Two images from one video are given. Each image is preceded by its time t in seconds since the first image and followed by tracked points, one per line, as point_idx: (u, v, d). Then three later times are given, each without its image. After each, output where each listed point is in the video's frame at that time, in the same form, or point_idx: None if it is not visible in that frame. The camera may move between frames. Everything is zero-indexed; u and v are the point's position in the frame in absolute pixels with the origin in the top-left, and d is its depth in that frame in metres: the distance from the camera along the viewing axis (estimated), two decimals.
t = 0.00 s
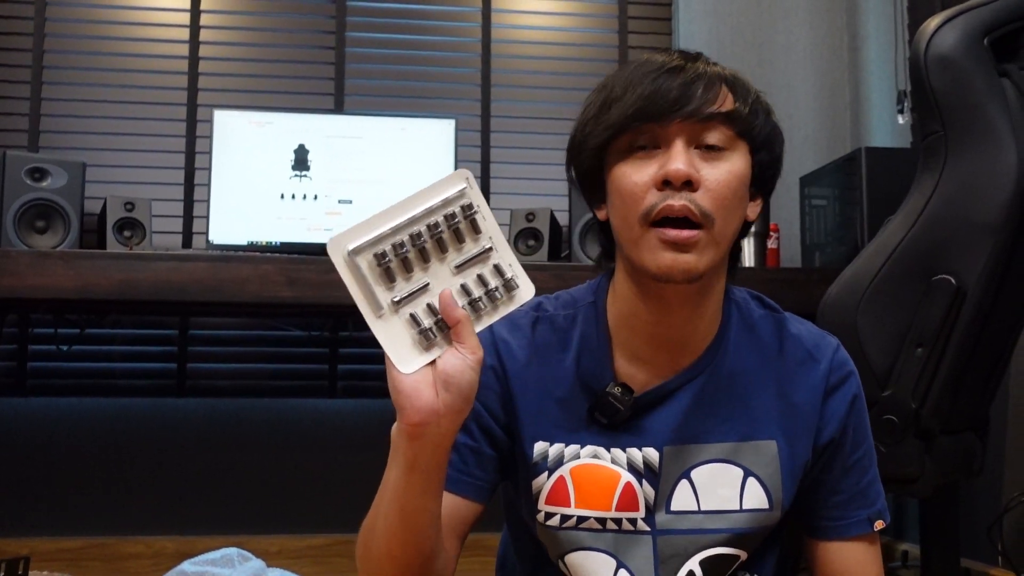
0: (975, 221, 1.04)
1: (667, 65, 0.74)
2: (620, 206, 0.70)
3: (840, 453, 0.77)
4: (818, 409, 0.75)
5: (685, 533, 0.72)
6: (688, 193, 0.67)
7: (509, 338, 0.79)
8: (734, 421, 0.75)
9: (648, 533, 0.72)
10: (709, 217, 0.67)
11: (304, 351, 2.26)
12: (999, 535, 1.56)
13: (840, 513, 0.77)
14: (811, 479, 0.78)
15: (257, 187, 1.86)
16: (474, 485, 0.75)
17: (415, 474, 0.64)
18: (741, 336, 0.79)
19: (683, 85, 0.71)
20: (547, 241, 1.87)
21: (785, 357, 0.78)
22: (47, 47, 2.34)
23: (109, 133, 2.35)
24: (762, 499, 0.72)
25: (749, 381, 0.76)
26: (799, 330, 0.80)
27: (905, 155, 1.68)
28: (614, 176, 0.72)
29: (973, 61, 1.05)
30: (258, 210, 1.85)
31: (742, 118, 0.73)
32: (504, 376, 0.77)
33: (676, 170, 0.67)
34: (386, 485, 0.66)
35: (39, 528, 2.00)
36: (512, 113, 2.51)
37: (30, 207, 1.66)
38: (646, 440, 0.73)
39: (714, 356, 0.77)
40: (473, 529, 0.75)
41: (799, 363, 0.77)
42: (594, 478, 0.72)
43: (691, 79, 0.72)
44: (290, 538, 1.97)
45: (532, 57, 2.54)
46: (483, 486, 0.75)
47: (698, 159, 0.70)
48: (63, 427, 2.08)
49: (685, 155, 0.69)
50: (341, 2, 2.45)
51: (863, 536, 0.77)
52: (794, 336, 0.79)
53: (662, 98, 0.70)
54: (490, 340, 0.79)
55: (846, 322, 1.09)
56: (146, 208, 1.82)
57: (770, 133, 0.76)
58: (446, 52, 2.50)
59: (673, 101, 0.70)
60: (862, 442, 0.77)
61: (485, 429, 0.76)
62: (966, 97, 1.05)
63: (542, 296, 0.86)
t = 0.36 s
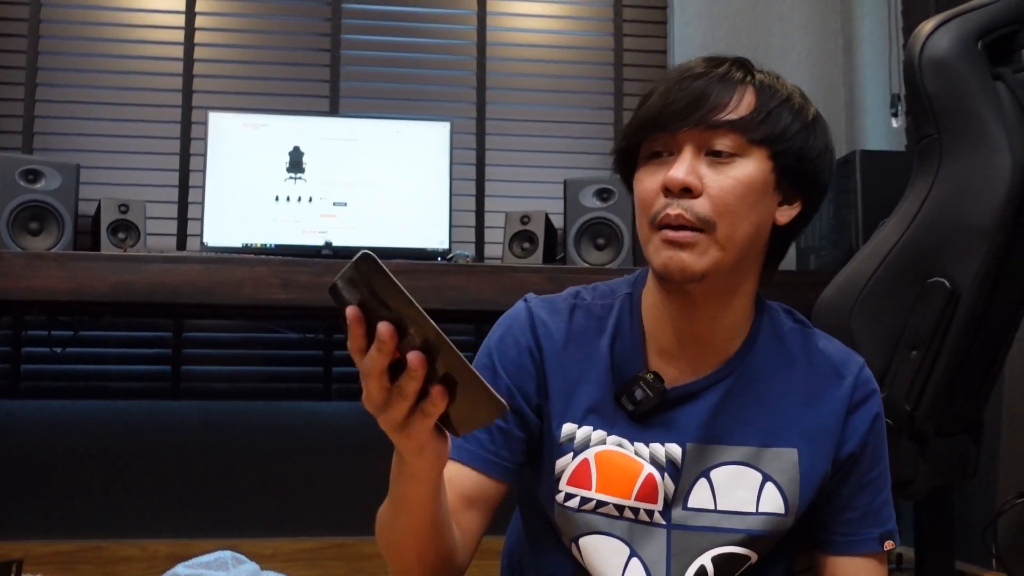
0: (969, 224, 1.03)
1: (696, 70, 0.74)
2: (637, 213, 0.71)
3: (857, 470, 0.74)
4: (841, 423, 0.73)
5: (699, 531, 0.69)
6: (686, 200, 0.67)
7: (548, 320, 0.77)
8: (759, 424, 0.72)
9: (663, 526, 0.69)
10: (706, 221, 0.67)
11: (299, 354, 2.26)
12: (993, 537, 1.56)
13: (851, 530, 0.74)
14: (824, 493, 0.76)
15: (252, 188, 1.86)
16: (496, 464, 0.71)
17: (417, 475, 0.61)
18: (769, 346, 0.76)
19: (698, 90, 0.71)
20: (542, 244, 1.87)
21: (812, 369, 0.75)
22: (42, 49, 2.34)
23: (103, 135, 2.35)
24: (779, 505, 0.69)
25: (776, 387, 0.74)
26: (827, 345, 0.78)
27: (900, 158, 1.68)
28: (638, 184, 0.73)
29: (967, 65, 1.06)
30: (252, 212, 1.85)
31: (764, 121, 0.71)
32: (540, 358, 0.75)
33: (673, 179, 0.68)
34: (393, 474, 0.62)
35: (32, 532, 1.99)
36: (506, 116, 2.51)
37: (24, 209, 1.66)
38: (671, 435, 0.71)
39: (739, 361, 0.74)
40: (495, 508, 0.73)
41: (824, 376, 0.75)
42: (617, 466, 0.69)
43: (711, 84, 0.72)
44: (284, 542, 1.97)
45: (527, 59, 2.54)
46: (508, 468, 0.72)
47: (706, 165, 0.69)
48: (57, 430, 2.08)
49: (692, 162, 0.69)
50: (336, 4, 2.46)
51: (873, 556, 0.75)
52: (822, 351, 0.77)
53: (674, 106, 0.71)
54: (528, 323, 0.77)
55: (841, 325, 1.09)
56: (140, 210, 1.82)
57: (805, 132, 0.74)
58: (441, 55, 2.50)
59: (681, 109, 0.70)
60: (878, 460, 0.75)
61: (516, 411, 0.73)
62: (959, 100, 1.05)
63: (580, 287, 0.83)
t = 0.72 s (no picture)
0: (963, 228, 1.04)
1: (716, 84, 0.74)
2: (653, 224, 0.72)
3: (860, 480, 0.75)
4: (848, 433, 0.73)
5: (705, 535, 0.69)
6: (703, 215, 0.67)
7: (563, 323, 0.77)
8: (767, 430, 0.72)
9: (670, 529, 0.69)
10: (722, 236, 0.67)
11: (293, 358, 2.26)
12: (985, 541, 1.56)
13: (852, 539, 0.74)
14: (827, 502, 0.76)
15: (245, 192, 1.86)
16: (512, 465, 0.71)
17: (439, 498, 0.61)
18: (778, 355, 0.77)
19: (718, 106, 0.71)
20: (536, 248, 1.87)
21: (819, 378, 0.76)
22: (36, 53, 2.34)
23: (96, 139, 2.34)
24: (784, 511, 0.69)
25: (786, 395, 0.74)
26: (834, 357, 0.78)
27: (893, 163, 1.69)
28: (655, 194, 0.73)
29: (959, 70, 1.06)
30: (246, 216, 1.85)
31: (781, 139, 0.71)
32: (553, 360, 0.75)
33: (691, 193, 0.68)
34: (417, 492, 0.63)
35: (24, 536, 1.99)
36: (499, 120, 2.52)
37: (17, 213, 1.65)
38: (682, 439, 0.71)
39: (749, 369, 0.75)
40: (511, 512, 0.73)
41: (831, 387, 0.75)
42: (629, 469, 0.68)
43: (731, 99, 0.72)
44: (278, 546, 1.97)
45: (520, 64, 2.55)
46: (522, 472, 0.72)
47: (724, 181, 0.69)
48: (50, 434, 2.08)
49: (709, 177, 0.69)
50: (329, 8, 2.46)
51: (872, 565, 0.75)
52: (829, 362, 0.77)
53: (694, 120, 0.71)
54: (542, 324, 0.77)
55: (835, 328, 1.09)
56: (133, 214, 1.82)
57: (820, 150, 0.74)
58: (435, 59, 2.50)
59: (701, 124, 0.70)
60: (880, 471, 0.75)
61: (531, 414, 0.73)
62: (951, 106, 1.06)
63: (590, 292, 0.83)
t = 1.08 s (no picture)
0: (955, 232, 1.04)
1: (708, 95, 0.72)
2: (639, 237, 0.70)
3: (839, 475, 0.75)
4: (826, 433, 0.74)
5: (692, 542, 0.70)
6: (701, 236, 0.67)
7: (539, 340, 0.76)
8: (747, 438, 0.73)
9: (656, 539, 0.70)
10: (720, 259, 0.67)
11: (286, 361, 2.25)
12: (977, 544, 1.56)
13: (831, 533, 0.74)
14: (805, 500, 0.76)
15: (239, 195, 1.86)
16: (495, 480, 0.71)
17: (513, 509, 0.62)
18: (756, 359, 0.77)
19: (716, 121, 0.69)
20: (529, 251, 1.87)
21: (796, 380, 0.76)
22: (28, 55, 2.33)
23: (89, 141, 2.34)
24: (769, 512, 0.70)
25: (764, 400, 0.75)
26: (810, 356, 0.78)
27: (884, 167, 1.70)
28: (639, 204, 0.72)
29: (953, 74, 1.06)
30: (239, 218, 1.85)
31: (773, 157, 0.71)
32: (535, 377, 0.75)
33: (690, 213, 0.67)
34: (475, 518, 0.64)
35: (16, 539, 1.98)
36: (493, 123, 2.51)
37: (9, 215, 1.65)
38: (664, 449, 0.71)
39: (728, 376, 0.75)
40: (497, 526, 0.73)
41: (809, 388, 0.76)
42: (615, 484, 0.69)
43: (727, 114, 0.70)
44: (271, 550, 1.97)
45: (515, 67, 2.55)
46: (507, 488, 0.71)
47: (718, 199, 0.69)
48: (43, 437, 2.07)
49: (705, 195, 0.69)
50: (323, 11, 2.46)
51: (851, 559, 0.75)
52: (805, 361, 0.78)
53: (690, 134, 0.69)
54: (519, 342, 0.76)
55: (827, 332, 1.09)
56: (126, 216, 1.81)
57: (806, 164, 0.74)
58: (429, 62, 2.50)
59: (699, 140, 0.68)
60: (859, 466, 0.76)
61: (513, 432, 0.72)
62: (944, 109, 1.06)
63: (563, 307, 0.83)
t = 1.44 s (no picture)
0: (950, 232, 1.04)
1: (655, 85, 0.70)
2: (600, 233, 0.68)
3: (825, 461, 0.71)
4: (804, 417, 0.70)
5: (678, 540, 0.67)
6: (660, 225, 0.65)
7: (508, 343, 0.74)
8: (724, 426, 0.70)
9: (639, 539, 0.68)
10: (682, 247, 0.65)
11: (281, 362, 2.25)
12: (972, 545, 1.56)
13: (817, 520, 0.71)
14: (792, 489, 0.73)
15: (233, 196, 1.86)
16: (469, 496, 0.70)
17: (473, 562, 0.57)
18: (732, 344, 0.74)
19: (666, 109, 0.67)
20: (524, 252, 1.87)
21: (774, 363, 0.73)
22: (22, 57, 2.33)
23: (83, 141, 2.33)
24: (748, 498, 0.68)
25: (739, 384, 0.72)
26: (788, 338, 0.75)
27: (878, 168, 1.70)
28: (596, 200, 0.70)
29: (947, 75, 1.06)
30: (233, 219, 1.85)
31: (729, 140, 0.69)
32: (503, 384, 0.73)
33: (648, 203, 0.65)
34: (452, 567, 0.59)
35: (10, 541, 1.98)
36: (488, 124, 2.51)
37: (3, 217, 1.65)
38: (639, 447, 0.69)
39: (704, 365, 0.72)
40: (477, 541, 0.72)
41: (786, 370, 0.72)
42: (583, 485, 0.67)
43: (677, 101, 0.68)
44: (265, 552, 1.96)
45: (509, 68, 2.55)
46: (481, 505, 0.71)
47: (677, 186, 0.67)
48: (37, 439, 2.07)
49: (662, 184, 0.66)
50: (318, 12, 2.46)
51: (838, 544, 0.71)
52: (782, 343, 0.74)
53: (642, 124, 0.67)
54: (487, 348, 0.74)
55: (822, 334, 1.09)
56: (120, 217, 1.81)
57: (763, 146, 0.72)
58: (423, 63, 2.50)
59: (652, 130, 0.66)
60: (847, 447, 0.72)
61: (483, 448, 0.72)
62: (939, 111, 1.06)
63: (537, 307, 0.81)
